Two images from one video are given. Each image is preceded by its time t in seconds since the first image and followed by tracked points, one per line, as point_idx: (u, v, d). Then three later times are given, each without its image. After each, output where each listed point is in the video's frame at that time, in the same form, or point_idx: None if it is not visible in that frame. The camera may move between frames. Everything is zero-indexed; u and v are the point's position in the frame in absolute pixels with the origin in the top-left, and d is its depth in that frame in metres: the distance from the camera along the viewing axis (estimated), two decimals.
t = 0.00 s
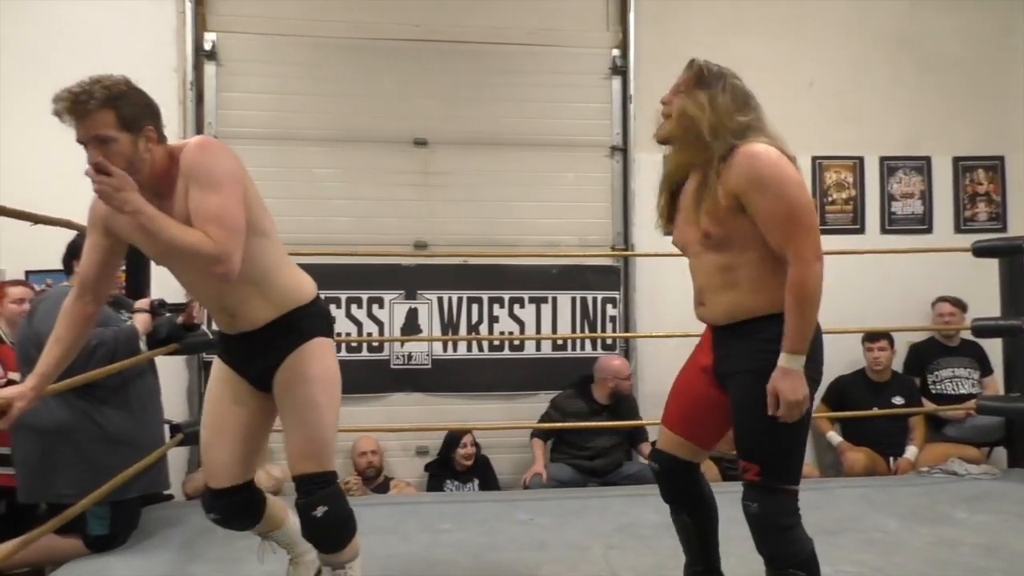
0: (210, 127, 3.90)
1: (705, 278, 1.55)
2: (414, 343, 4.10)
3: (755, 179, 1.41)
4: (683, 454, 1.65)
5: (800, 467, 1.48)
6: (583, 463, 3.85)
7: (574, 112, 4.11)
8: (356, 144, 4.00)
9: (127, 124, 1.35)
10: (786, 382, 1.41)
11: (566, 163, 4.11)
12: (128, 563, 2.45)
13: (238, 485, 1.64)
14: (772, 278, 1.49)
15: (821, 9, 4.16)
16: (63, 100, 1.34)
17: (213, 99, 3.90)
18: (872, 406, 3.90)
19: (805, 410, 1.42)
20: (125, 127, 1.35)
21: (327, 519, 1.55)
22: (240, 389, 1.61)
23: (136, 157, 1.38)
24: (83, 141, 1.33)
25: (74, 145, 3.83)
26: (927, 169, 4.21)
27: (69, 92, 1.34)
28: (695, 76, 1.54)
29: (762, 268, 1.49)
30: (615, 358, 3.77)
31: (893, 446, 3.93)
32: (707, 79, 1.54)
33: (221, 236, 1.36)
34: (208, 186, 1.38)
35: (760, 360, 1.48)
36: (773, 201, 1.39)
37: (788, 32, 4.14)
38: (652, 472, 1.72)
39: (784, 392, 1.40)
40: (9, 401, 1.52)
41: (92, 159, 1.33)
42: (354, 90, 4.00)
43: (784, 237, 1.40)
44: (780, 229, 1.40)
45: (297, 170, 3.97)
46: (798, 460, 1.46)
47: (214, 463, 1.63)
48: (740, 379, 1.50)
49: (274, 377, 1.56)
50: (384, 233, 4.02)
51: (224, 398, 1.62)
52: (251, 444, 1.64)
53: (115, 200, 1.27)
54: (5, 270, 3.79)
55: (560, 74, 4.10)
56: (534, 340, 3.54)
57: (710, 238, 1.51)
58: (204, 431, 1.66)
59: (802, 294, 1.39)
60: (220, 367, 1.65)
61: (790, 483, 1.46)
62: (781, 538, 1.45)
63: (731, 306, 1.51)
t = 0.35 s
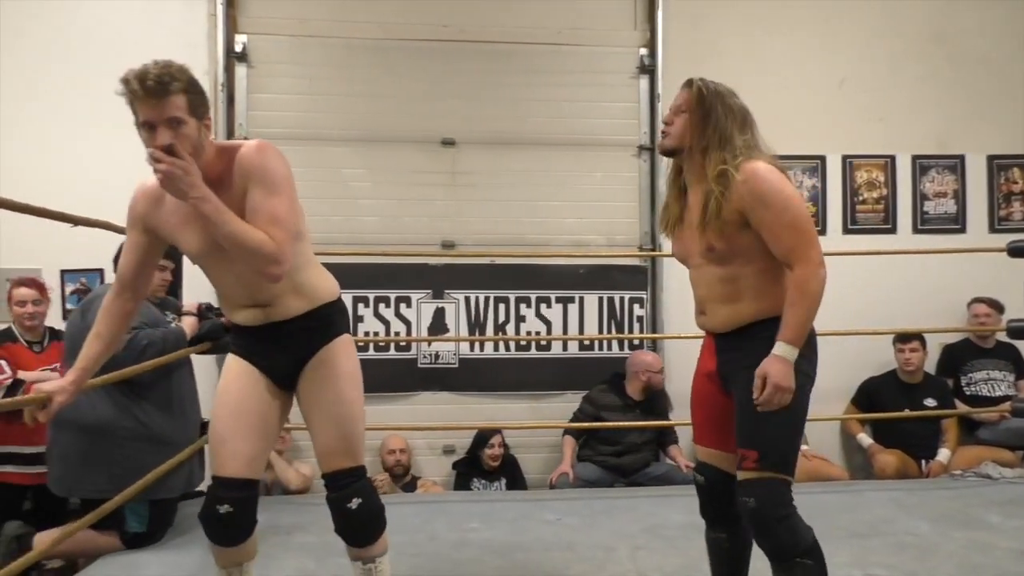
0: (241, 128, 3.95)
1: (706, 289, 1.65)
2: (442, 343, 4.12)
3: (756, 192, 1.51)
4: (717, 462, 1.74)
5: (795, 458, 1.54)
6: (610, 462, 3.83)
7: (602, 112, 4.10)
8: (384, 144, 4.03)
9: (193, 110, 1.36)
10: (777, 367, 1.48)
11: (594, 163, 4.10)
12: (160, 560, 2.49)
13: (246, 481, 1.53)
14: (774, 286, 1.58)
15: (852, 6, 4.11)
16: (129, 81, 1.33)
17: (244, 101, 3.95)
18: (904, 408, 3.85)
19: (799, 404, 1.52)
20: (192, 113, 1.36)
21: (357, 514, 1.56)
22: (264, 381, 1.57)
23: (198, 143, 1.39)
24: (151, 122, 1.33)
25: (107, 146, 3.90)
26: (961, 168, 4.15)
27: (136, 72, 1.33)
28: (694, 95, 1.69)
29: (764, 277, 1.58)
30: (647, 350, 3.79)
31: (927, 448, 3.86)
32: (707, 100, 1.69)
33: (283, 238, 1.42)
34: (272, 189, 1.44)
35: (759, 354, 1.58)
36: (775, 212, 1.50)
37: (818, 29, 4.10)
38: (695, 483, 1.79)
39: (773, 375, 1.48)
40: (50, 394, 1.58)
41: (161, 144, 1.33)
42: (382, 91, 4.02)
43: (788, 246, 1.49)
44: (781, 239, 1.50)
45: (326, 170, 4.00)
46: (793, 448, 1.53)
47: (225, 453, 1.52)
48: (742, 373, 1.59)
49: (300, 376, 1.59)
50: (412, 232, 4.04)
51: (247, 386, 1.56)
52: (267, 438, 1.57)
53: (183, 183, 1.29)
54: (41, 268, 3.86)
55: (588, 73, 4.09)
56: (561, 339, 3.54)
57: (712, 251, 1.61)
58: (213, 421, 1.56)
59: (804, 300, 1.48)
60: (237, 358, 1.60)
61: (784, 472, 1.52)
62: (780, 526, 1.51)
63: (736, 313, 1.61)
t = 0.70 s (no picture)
0: (266, 129, 3.98)
1: (714, 290, 1.67)
2: (465, 343, 4.13)
3: (762, 194, 1.52)
4: (729, 459, 1.74)
5: (796, 442, 1.56)
6: (633, 463, 3.82)
7: (626, 111, 4.09)
8: (407, 145, 4.04)
9: (241, 99, 1.41)
10: (808, 378, 1.50)
11: (618, 162, 4.09)
12: (188, 559, 2.51)
13: (268, 483, 1.54)
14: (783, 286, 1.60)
15: (879, 3, 4.07)
16: (184, 67, 1.37)
17: (269, 104, 3.97)
18: (932, 409, 3.81)
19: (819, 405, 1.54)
20: (239, 101, 1.41)
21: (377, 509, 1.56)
22: (278, 382, 1.57)
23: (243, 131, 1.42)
24: (204, 106, 1.36)
25: (133, 148, 3.94)
26: (991, 166, 4.09)
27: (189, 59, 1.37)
28: (694, 99, 1.71)
29: (773, 277, 1.60)
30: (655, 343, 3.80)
31: (956, 450, 3.81)
32: (707, 102, 1.71)
33: (322, 229, 1.45)
34: (309, 181, 1.47)
35: (767, 349, 1.59)
36: (782, 214, 1.51)
37: (845, 27, 4.06)
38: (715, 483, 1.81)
39: (805, 385, 1.50)
40: (83, 393, 1.59)
41: (214, 127, 1.36)
42: (407, 92, 4.03)
43: (798, 248, 1.51)
44: (791, 241, 1.51)
45: (350, 171, 4.02)
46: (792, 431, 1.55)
47: (246, 456, 1.53)
48: (747, 370, 1.60)
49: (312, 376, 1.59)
50: (435, 233, 4.05)
51: (261, 388, 1.56)
52: (282, 439, 1.57)
53: (236, 164, 1.33)
54: (70, 269, 3.91)
55: (611, 73, 4.08)
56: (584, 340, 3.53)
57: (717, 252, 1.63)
58: (229, 425, 1.56)
59: (817, 300, 1.50)
60: (246, 357, 1.60)
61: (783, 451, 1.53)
62: (778, 506, 1.50)
63: (744, 313, 1.62)
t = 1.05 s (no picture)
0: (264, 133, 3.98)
1: (708, 291, 1.68)
2: (464, 347, 4.13)
3: (749, 193, 1.53)
4: (728, 470, 1.76)
5: (806, 467, 1.58)
6: (632, 465, 3.83)
7: (624, 114, 4.09)
8: (406, 148, 4.04)
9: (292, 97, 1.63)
10: (804, 385, 1.50)
11: (616, 165, 4.09)
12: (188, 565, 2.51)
13: (279, 489, 1.59)
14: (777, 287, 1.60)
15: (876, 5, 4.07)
16: (250, 59, 1.56)
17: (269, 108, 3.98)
18: (932, 411, 3.81)
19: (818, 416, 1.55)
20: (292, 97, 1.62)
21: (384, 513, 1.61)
22: (287, 385, 1.62)
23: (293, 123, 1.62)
24: (277, 91, 1.57)
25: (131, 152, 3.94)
26: (990, 168, 4.10)
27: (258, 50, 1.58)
28: (680, 97, 1.73)
29: (764, 278, 1.60)
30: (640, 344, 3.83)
31: (956, 451, 3.81)
32: (696, 101, 1.72)
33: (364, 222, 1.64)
34: (346, 180, 1.66)
35: (764, 359, 1.58)
36: (769, 212, 1.51)
37: (843, 28, 4.07)
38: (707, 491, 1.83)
39: (799, 394, 1.50)
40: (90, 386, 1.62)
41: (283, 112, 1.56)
42: (406, 96, 4.04)
43: (787, 247, 1.50)
44: (780, 239, 1.50)
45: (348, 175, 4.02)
46: (803, 458, 1.57)
47: (260, 464, 1.57)
48: (744, 383, 1.60)
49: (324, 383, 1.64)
50: (434, 236, 4.05)
51: (270, 394, 1.60)
52: (292, 444, 1.61)
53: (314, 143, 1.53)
54: (69, 274, 3.90)
55: (609, 76, 4.08)
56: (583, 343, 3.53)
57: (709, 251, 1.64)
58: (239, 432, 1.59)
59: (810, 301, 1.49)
60: (254, 359, 1.64)
61: (797, 479, 1.56)
62: (795, 532, 1.52)
63: (735, 315, 1.63)
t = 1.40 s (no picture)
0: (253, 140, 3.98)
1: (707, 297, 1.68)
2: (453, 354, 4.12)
3: (740, 190, 1.53)
4: (716, 475, 1.77)
5: (804, 483, 1.58)
6: (621, 473, 3.83)
7: (613, 121, 4.10)
8: (395, 156, 4.04)
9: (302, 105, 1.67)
10: (791, 393, 1.50)
11: (605, 172, 4.10)
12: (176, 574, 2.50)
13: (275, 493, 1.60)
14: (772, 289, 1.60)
15: (863, 13, 4.10)
16: (255, 57, 1.60)
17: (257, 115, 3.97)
18: (919, 416, 3.83)
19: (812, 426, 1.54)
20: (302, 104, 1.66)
21: (376, 519, 1.61)
22: (283, 389, 1.61)
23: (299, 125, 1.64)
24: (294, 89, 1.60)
25: (118, 160, 3.92)
26: (976, 174, 4.13)
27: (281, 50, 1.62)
28: (666, 95, 1.74)
29: (760, 280, 1.60)
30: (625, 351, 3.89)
31: (943, 457, 3.83)
32: (681, 102, 1.73)
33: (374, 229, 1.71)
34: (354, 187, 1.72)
35: (755, 372, 1.60)
36: (761, 210, 1.51)
37: (830, 36, 4.09)
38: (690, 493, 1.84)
39: (785, 400, 1.50)
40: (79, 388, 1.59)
41: (282, 111, 1.58)
42: (395, 103, 4.04)
43: (777, 249, 1.50)
44: (772, 240, 1.50)
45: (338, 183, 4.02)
46: (801, 475, 1.57)
47: (255, 470, 1.59)
48: (738, 396, 1.62)
49: (320, 387, 1.64)
50: (423, 243, 4.05)
51: (264, 398, 1.59)
52: (287, 448, 1.62)
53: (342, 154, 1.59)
54: (57, 282, 3.88)
55: (598, 83, 4.09)
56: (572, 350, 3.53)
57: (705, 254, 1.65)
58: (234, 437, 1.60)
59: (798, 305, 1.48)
60: (247, 362, 1.63)
61: (793, 496, 1.56)
62: (791, 550, 1.55)
63: (733, 320, 1.63)
